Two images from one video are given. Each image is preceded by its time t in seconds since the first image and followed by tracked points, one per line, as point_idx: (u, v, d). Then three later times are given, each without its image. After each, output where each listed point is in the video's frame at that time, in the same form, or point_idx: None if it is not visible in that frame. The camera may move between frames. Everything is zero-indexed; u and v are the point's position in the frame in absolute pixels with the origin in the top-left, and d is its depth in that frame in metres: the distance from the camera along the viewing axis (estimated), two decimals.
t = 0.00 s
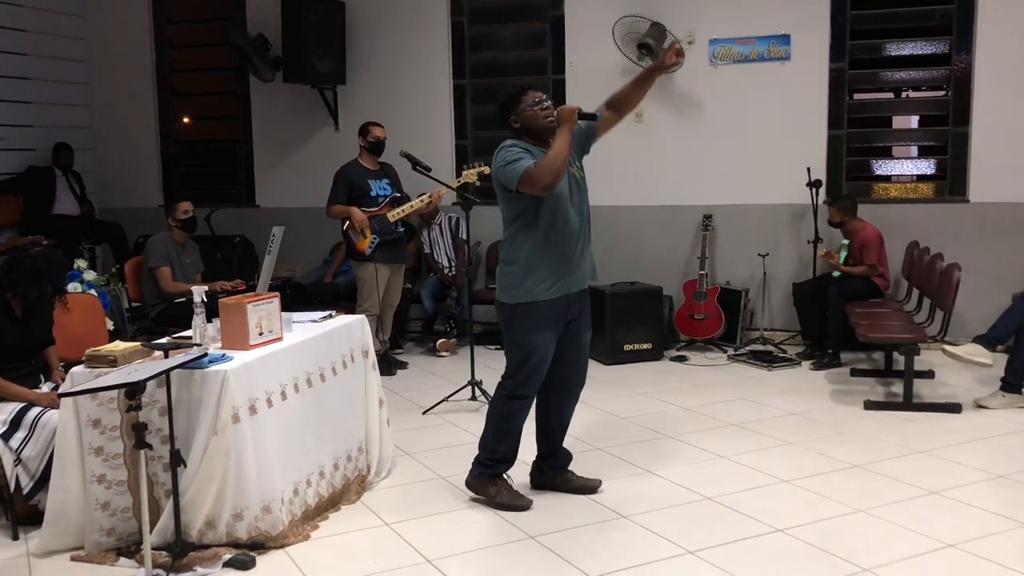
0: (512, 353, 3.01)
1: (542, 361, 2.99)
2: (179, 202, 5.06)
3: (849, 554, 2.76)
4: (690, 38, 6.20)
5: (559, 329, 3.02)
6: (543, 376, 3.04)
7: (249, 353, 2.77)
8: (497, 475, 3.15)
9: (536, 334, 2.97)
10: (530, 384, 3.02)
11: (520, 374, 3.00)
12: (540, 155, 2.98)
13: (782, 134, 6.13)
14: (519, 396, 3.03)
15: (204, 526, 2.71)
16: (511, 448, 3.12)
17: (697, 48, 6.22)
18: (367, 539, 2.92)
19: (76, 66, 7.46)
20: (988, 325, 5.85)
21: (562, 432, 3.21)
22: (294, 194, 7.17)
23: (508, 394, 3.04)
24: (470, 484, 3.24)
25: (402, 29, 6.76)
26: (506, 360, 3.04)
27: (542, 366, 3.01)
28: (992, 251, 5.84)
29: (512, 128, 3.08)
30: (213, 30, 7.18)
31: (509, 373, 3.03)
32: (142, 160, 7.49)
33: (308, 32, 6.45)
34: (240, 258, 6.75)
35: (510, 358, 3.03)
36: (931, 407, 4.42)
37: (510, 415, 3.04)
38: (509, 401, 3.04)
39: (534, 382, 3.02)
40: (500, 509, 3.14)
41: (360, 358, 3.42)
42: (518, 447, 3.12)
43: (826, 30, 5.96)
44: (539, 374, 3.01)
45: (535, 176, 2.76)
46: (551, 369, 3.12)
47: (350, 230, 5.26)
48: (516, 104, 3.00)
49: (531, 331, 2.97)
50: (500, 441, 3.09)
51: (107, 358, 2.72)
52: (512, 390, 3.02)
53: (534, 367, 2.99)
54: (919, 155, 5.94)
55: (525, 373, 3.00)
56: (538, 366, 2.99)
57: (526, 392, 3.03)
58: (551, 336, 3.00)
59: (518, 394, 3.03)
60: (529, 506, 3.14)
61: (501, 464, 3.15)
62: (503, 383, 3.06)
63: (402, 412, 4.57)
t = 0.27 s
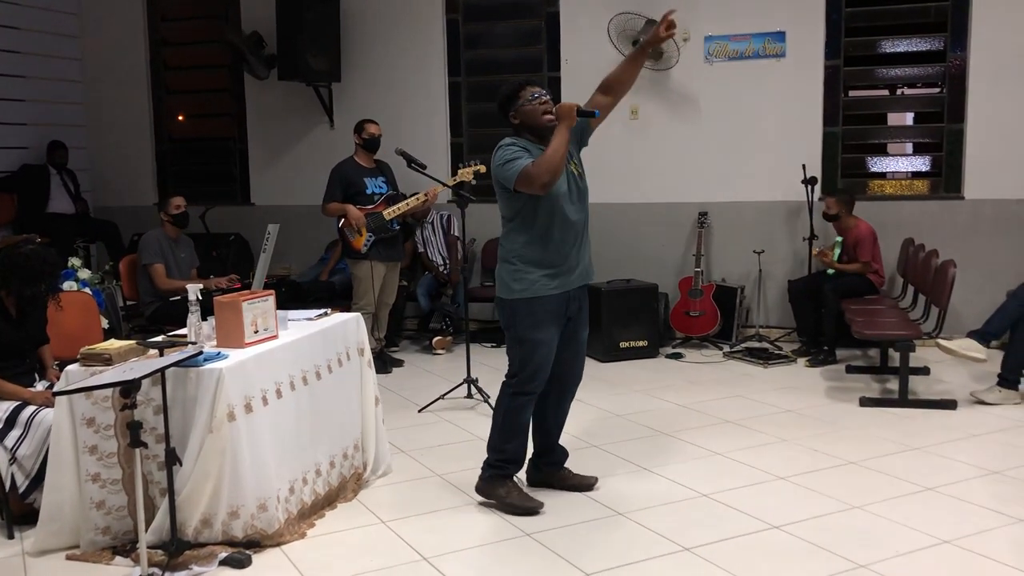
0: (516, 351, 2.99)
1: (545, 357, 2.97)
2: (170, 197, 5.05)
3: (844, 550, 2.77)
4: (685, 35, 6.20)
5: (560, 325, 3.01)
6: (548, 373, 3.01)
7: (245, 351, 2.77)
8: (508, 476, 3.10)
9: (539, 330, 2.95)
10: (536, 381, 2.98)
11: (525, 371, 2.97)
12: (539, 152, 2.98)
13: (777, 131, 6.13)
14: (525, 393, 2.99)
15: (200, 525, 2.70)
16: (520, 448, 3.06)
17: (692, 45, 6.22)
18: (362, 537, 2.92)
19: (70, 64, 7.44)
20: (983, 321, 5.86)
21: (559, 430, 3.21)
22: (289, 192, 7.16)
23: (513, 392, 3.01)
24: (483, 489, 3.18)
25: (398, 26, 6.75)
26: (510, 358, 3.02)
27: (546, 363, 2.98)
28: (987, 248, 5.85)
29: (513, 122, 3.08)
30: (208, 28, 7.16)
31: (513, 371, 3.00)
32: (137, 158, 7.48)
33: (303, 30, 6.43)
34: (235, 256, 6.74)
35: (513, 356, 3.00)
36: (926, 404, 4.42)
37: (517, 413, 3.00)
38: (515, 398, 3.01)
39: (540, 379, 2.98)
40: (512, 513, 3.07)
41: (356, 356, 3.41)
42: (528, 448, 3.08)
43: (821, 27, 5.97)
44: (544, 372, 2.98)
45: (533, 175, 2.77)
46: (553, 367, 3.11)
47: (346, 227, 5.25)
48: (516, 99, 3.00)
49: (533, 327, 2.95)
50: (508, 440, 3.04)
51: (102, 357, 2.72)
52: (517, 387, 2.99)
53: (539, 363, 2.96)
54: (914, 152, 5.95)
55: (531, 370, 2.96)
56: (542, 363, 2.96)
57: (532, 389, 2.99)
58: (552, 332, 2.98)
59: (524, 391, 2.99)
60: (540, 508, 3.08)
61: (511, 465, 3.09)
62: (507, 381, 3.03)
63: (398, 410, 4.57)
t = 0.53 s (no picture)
0: (516, 353, 2.98)
1: (545, 360, 2.98)
2: (162, 195, 4.99)
3: (838, 547, 2.78)
4: (680, 33, 6.20)
5: (559, 325, 3.01)
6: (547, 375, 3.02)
7: (240, 350, 2.77)
8: (514, 481, 3.09)
9: (538, 332, 2.95)
10: (537, 383, 3.00)
11: (526, 374, 2.98)
12: (530, 152, 2.97)
13: (772, 129, 6.14)
14: (526, 396, 3.00)
15: (195, 523, 2.70)
16: (523, 451, 3.06)
17: (687, 43, 6.22)
18: (358, 535, 2.92)
19: (63, 63, 7.42)
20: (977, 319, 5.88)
21: (554, 428, 3.21)
22: (284, 191, 7.15)
23: (513, 395, 3.01)
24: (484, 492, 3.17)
25: (392, 25, 6.74)
26: (509, 361, 3.01)
27: (545, 365, 3.00)
28: (981, 246, 5.86)
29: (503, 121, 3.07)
30: (202, 26, 7.14)
31: (513, 374, 3.01)
32: (131, 157, 7.46)
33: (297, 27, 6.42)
34: (230, 254, 6.73)
35: (512, 358, 3.00)
36: (920, 401, 4.44)
37: (518, 415, 3.01)
38: (515, 401, 3.01)
39: (540, 381, 3.00)
40: (522, 514, 3.06)
41: (351, 355, 3.41)
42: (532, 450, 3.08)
43: (816, 25, 5.98)
44: (543, 373, 2.99)
45: (526, 176, 2.76)
46: (551, 366, 3.11)
47: (341, 225, 5.21)
48: (505, 99, 2.99)
49: (534, 330, 2.95)
50: (512, 444, 3.03)
51: (96, 356, 2.72)
52: (517, 390, 3.00)
53: (539, 365, 2.97)
54: (909, 150, 5.97)
55: (532, 372, 2.97)
56: (542, 365, 2.98)
57: (532, 391, 3.00)
58: (551, 333, 2.98)
59: (525, 393, 3.00)
60: (551, 507, 3.09)
61: (517, 469, 3.08)
62: (505, 384, 3.03)
63: (393, 408, 4.56)
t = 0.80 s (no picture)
0: (506, 357, 2.99)
1: (535, 363, 2.98)
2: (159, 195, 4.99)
3: (833, 545, 2.79)
4: (676, 32, 6.21)
5: (552, 329, 3.02)
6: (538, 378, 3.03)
7: (236, 349, 2.77)
8: (508, 481, 3.10)
9: (530, 335, 2.95)
10: (527, 387, 3.00)
11: (516, 378, 2.98)
12: (519, 151, 2.97)
13: (768, 128, 6.14)
14: (516, 399, 3.01)
15: (191, 522, 2.70)
16: (514, 455, 3.07)
17: (683, 42, 6.23)
18: (354, 534, 2.92)
19: (59, 62, 7.41)
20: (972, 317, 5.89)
21: (550, 426, 3.22)
22: (280, 190, 7.14)
23: (503, 398, 3.01)
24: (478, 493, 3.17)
25: (389, 24, 6.74)
26: (499, 364, 3.01)
27: (536, 368, 3.00)
28: (977, 244, 5.88)
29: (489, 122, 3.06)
30: (198, 25, 7.14)
31: (504, 377, 3.01)
32: (127, 156, 7.45)
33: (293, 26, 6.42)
34: (227, 254, 6.73)
35: (503, 362, 3.00)
36: (916, 399, 4.45)
37: (509, 418, 3.02)
38: (504, 405, 3.02)
39: (530, 385, 3.00)
40: (517, 513, 3.07)
41: (347, 354, 3.41)
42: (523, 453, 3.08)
43: (812, 24, 5.98)
44: (534, 377, 3.00)
45: (519, 173, 2.75)
46: (544, 367, 3.11)
47: (337, 225, 5.21)
48: (493, 98, 2.98)
49: (526, 333, 2.95)
50: (504, 448, 3.04)
51: (92, 355, 2.72)
52: (507, 394, 3.00)
53: (530, 368, 2.97)
54: (904, 149, 5.98)
55: (523, 375, 2.97)
56: (534, 368, 2.98)
57: (523, 394, 3.01)
58: (543, 338, 2.98)
59: (513, 397, 3.01)
60: (545, 505, 3.09)
61: (510, 470, 3.10)
62: (496, 387, 3.03)
63: (390, 407, 4.56)
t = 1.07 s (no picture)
0: (494, 359, 2.99)
1: (524, 365, 2.99)
2: (159, 197, 5.04)
3: (828, 543, 2.79)
4: (672, 32, 6.22)
5: (539, 331, 3.03)
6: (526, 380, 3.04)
7: (231, 348, 2.77)
8: (503, 481, 3.10)
9: (519, 337, 2.96)
10: (516, 388, 3.01)
11: (505, 380, 2.99)
12: (506, 151, 2.96)
13: (764, 127, 6.15)
14: (505, 402, 3.01)
15: (187, 522, 2.70)
16: (508, 455, 3.09)
17: (679, 42, 6.23)
18: (351, 533, 2.93)
19: (55, 62, 7.40)
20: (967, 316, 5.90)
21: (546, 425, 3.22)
22: (277, 190, 7.14)
23: (492, 401, 3.02)
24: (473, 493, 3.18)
25: (385, 23, 6.73)
26: (487, 367, 3.02)
27: (525, 369, 3.01)
28: (972, 243, 5.89)
29: (473, 122, 3.05)
30: (194, 25, 7.13)
31: (491, 380, 3.02)
32: (123, 156, 7.44)
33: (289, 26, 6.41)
34: (223, 254, 6.72)
35: (491, 364, 3.01)
36: (912, 398, 4.46)
37: (499, 420, 3.02)
38: (493, 407, 3.02)
39: (519, 387, 3.01)
40: (513, 512, 3.08)
41: (344, 353, 3.41)
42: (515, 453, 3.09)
43: (808, 24, 5.99)
44: (523, 378, 3.01)
45: (514, 172, 2.75)
46: (534, 367, 3.12)
47: (333, 224, 5.20)
48: (478, 98, 2.97)
49: (514, 336, 2.95)
50: (495, 450, 3.05)
51: (87, 355, 2.71)
52: (495, 396, 3.01)
53: (519, 370, 2.98)
54: (901, 148, 5.99)
55: (512, 377, 2.98)
56: (522, 369, 2.99)
57: (512, 396, 3.02)
58: (530, 340, 2.99)
59: (502, 399, 3.01)
60: (542, 504, 3.09)
61: (505, 470, 3.11)
62: (483, 389, 3.04)
63: (386, 407, 4.56)
